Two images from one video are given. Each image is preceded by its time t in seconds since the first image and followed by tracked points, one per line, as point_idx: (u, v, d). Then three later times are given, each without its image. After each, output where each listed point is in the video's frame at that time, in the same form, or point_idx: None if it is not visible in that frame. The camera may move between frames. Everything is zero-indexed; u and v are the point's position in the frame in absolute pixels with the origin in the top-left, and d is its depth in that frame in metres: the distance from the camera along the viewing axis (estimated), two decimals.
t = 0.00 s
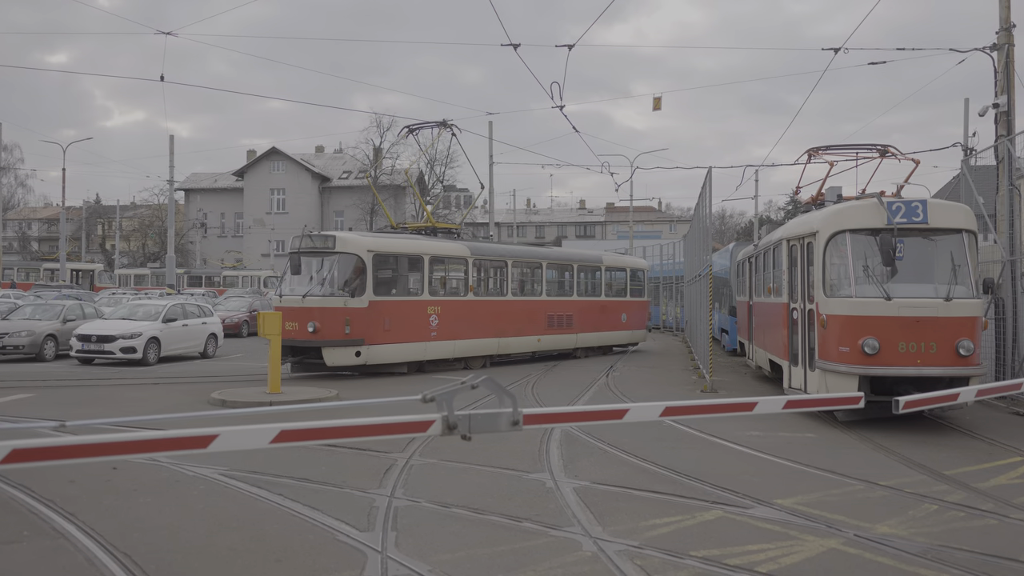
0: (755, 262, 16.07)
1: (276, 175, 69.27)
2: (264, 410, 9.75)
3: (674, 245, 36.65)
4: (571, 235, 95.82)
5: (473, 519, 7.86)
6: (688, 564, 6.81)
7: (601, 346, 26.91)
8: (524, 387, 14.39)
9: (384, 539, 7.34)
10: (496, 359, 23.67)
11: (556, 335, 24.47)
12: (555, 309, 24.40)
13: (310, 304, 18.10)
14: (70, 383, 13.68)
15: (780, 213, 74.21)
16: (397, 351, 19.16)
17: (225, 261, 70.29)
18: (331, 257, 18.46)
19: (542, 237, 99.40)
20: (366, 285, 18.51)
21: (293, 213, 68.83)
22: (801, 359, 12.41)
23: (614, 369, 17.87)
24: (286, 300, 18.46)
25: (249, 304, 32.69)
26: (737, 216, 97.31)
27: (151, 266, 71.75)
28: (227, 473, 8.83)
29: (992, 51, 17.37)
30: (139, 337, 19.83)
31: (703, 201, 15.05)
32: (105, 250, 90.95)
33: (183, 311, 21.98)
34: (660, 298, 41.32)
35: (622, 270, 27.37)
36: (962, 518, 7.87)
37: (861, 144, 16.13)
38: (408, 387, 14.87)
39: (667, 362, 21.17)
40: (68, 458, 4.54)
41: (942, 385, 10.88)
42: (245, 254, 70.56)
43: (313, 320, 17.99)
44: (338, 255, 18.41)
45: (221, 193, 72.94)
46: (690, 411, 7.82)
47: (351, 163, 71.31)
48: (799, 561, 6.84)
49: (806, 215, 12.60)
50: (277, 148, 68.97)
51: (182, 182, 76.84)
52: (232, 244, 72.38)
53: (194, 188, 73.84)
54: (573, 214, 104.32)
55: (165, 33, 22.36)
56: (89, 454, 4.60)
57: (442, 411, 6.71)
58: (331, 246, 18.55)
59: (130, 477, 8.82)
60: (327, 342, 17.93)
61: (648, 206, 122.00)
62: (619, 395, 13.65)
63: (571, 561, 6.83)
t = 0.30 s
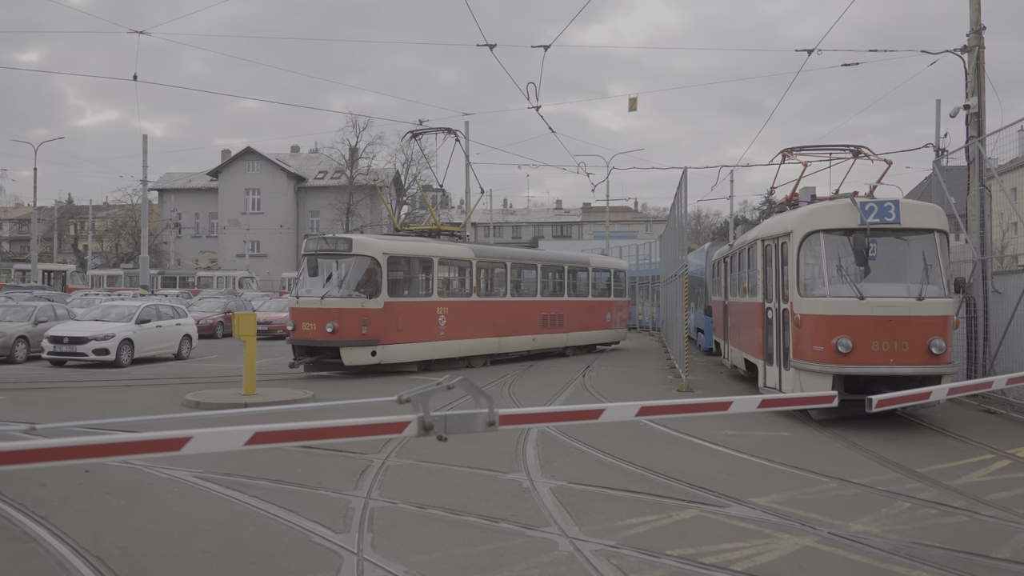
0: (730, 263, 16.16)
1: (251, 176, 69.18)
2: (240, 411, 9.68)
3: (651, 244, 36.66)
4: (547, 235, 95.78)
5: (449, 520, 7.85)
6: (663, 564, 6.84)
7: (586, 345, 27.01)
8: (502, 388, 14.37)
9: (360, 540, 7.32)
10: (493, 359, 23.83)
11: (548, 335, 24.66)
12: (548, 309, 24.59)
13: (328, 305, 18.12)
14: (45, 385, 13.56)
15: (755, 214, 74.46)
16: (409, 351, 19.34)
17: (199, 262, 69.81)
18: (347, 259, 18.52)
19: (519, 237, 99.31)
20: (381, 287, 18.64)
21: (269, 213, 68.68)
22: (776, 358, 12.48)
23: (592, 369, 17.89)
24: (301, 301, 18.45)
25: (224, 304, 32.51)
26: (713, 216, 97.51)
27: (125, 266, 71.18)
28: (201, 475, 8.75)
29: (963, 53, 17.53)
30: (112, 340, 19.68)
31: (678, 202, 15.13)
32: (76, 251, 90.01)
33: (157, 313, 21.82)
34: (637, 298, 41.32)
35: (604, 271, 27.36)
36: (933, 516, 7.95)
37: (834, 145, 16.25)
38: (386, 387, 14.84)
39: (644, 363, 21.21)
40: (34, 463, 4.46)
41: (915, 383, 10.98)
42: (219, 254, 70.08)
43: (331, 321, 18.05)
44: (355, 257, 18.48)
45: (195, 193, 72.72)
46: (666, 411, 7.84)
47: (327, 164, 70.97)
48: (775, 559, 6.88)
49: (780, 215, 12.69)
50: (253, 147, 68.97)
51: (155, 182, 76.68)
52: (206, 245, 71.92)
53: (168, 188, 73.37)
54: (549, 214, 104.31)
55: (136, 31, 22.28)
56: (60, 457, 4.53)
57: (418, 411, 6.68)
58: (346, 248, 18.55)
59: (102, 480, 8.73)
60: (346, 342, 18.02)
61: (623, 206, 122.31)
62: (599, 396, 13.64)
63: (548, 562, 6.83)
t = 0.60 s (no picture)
0: (711, 259, 16.15)
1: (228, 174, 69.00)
2: (219, 411, 9.61)
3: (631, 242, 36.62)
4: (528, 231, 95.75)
5: (430, 519, 7.82)
6: (645, 560, 6.82)
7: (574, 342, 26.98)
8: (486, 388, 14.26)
9: (341, 540, 7.28)
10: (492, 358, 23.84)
11: (544, 332, 24.69)
12: (544, 306, 24.61)
13: (346, 303, 18.07)
14: (22, 386, 13.45)
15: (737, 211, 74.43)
16: (422, 348, 19.38)
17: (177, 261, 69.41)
18: (360, 259, 18.47)
19: (498, 234, 98.93)
20: (395, 286, 18.64)
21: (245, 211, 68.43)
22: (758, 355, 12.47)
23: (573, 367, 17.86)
24: (317, 300, 18.38)
25: (202, 303, 32.35)
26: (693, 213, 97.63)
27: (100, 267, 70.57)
28: (180, 477, 8.69)
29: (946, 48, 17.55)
30: (89, 341, 19.57)
31: (658, 198, 15.09)
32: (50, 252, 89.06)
33: (133, 313, 21.72)
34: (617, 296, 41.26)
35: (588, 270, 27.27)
36: (914, 511, 7.94)
37: (815, 142, 16.26)
38: (367, 387, 14.79)
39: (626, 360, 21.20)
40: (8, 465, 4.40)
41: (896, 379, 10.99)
42: (196, 253, 69.66)
43: (350, 319, 18.04)
44: (370, 257, 18.43)
45: (170, 191, 72.31)
46: (646, 408, 7.82)
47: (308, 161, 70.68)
48: (756, 556, 6.87)
49: (760, 210, 12.67)
50: (229, 146, 68.62)
51: (131, 180, 76.22)
52: (185, 244, 71.75)
53: (143, 187, 72.92)
54: (529, 211, 103.96)
55: (112, 29, 22.11)
56: (35, 459, 4.48)
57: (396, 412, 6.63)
58: (360, 248, 18.49)
59: (79, 482, 8.65)
60: (365, 340, 18.03)
61: (604, 203, 122.05)
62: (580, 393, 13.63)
63: (530, 560, 6.81)
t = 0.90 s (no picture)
0: (728, 251, 15.21)
1: (189, 161, 67.16)
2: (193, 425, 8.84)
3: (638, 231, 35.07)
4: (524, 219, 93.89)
5: (419, 542, 6.98)
6: None
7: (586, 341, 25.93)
8: (481, 395, 13.45)
9: (319, 566, 6.44)
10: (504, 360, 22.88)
11: (554, 331, 23.74)
12: (554, 304, 23.69)
13: (361, 303, 17.34)
14: None
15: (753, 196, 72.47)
16: (437, 350, 18.64)
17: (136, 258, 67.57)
18: (374, 255, 17.77)
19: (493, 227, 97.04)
20: (411, 283, 17.94)
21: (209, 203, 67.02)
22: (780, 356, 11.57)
23: (574, 371, 17.01)
24: (329, 299, 17.61)
25: (162, 307, 31.43)
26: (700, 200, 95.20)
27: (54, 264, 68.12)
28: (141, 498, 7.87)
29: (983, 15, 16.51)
30: (37, 348, 18.91)
31: (667, 183, 14.17)
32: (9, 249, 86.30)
33: (88, 317, 20.83)
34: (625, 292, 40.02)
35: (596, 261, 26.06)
36: (960, 528, 7.07)
37: (841, 119, 15.31)
38: (353, 395, 13.93)
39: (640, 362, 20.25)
40: None
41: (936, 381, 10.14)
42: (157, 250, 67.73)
43: (365, 320, 17.31)
44: (385, 253, 17.74)
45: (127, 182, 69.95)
46: (655, 417, 6.99)
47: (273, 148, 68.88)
48: None
49: (781, 196, 11.76)
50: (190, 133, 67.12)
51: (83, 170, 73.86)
52: (143, 239, 70.04)
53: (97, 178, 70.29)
54: (525, 201, 101.89)
55: (62, 7, 21.37)
56: None
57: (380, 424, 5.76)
58: (374, 244, 17.81)
59: (32, 505, 7.83)
60: (380, 342, 17.30)
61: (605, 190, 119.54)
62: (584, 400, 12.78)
63: None
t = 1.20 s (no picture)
0: (796, 238, 13.42)
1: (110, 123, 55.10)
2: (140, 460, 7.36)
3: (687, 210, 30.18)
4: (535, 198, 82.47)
5: None
6: None
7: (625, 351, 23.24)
8: (487, 421, 11.66)
9: None
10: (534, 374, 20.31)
11: (592, 338, 20.98)
12: (593, 305, 20.96)
13: (370, 304, 15.30)
14: None
15: (827, 167, 63.26)
16: (460, 361, 16.54)
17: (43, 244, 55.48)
18: (387, 243, 15.62)
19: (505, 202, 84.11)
20: (430, 276, 15.91)
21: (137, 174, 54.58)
22: (863, 369, 9.98)
23: (602, 390, 15.02)
24: (331, 298, 15.49)
25: (76, 308, 26.97)
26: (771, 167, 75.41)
27: None
28: (44, 551, 6.23)
29: None
30: None
31: (721, 153, 12.50)
32: None
33: None
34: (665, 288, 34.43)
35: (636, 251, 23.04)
36: None
37: (946, 69, 13.64)
38: (333, 418, 11.97)
39: (685, 377, 17.91)
40: None
41: None
42: (69, 235, 55.29)
43: (375, 324, 15.26)
44: (399, 242, 15.59)
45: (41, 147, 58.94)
46: (710, 447, 5.36)
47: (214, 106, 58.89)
48: None
49: (862, 170, 10.16)
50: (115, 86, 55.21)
51: None
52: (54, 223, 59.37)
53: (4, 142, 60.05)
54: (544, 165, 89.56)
55: None
56: None
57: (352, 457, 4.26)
58: (388, 230, 15.61)
59: None
60: (393, 350, 15.27)
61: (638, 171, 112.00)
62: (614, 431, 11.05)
63: None
